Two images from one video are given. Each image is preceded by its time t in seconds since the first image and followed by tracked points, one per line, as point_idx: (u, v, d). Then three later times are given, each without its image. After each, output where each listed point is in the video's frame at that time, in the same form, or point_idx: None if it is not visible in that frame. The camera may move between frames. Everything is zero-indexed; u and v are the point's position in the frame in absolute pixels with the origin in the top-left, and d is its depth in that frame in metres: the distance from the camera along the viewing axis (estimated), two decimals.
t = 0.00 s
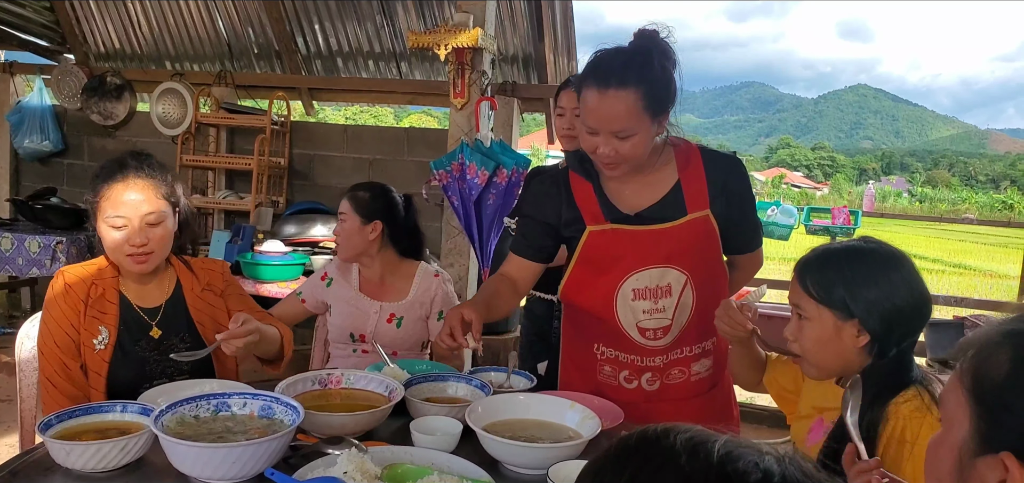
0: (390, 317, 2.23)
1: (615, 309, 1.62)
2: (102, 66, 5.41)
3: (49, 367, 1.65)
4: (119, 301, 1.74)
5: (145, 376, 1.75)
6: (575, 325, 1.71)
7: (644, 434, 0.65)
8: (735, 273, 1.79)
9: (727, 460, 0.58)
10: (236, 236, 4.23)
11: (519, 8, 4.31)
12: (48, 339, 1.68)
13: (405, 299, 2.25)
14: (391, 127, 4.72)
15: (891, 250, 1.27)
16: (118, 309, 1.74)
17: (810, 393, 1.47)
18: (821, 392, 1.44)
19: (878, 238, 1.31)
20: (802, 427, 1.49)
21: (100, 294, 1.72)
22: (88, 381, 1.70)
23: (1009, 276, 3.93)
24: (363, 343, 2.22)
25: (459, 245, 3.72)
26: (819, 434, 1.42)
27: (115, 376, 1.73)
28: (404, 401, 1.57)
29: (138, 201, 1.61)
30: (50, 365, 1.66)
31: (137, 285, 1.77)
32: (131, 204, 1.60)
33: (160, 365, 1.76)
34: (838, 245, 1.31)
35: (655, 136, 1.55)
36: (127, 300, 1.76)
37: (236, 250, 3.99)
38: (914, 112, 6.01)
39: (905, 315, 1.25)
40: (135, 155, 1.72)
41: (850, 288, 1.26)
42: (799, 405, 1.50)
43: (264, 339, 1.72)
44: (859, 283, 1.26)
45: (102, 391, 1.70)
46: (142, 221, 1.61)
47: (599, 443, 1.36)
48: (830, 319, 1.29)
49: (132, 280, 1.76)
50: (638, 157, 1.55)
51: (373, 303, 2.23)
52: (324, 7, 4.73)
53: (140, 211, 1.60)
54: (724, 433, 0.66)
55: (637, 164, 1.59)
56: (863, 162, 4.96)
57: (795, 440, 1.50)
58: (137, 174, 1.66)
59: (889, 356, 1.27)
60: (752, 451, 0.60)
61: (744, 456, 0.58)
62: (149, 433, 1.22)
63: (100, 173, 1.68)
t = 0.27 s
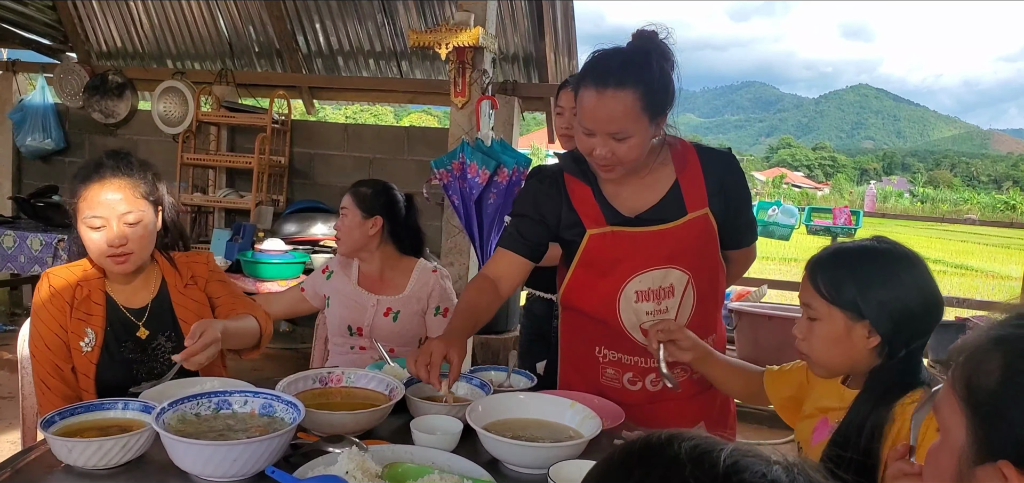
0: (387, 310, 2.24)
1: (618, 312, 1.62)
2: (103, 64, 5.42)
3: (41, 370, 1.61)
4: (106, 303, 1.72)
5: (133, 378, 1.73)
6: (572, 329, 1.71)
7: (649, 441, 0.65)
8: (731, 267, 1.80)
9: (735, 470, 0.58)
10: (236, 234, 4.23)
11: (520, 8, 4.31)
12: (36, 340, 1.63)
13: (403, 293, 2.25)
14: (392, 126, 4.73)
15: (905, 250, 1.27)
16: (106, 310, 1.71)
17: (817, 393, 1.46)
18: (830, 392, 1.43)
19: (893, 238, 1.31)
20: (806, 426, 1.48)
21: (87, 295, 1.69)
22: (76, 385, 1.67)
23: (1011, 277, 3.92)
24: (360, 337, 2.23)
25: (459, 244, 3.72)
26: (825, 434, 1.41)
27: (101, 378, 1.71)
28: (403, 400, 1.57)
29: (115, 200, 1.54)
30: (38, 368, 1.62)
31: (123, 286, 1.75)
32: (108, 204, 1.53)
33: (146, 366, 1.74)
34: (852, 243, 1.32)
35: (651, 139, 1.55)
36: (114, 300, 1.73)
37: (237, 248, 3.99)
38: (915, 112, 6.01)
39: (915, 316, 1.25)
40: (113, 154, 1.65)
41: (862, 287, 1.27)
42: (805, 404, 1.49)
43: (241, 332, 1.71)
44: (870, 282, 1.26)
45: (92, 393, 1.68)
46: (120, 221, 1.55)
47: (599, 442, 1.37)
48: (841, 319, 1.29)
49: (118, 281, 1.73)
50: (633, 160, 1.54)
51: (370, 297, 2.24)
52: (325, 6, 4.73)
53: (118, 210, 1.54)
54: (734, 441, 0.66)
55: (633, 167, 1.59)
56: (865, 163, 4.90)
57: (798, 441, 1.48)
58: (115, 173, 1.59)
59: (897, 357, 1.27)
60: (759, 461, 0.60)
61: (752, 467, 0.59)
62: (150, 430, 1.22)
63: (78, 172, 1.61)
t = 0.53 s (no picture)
0: (389, 308, 2.24)
1: (624, 315, 1.63)
2: (109, 61, 5.44)
3: (35, 371, 1.64)
4: (97, 303, 1.71)
5: (124, 378, 1.74)
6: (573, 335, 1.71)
7: (658, 445, 0.66)
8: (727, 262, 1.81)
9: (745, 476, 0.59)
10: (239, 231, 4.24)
11: (524, 7, 4.31)
12: (30, 341, 1.65)
13: (405, 291, 2.26)
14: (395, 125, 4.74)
15: (918, 252, 1.28)
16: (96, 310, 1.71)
17: (820, 396, 1.47)
18: (834, 395, 1.44)
19: (905, 240, 1.32)
20: (811, 429, 1.48)
21: (76, 297, 1.68)
22: (71, 384, 1.69)
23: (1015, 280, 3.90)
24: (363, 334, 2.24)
25: (462, 243, 3.73)
26: (832, 436, 1.41)
27: (94, 377, 1.72)
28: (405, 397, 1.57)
29: (100, 201, 1.54)
30: (33, 369, 1.64)
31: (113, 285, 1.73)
32: (93, 205, 1.54)
33: (137, 366, 1.75)
34: (864, 244, 1.32)
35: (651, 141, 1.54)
36: (105, 300, 1.73)
37: (240, 245, 4.01)
38: (919, 114, 6.00)
39: (925, 317, 1.25)
40: (97, 154, 1.65)
41: (873, 287, 1.27)
42: (808, 408, 1.50)
43: (223, 335, 1.68)
44: (880, 283, 1.27)
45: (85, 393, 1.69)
46: (105, 222, 1.54)
47: (602, 441, 1.37)
48: (851, 320, 1.29)
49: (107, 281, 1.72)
50: (634, 163, 1.54)
51: (373, 295, 2.24)
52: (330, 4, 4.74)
53: (103, 211, 1.54)
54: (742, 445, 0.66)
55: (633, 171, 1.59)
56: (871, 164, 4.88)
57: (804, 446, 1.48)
58: (100, 173, 1.59)
59: (906, 359, 1.28)
60: (772, 463, 0.60)
61: (764, 470, 0.59)
62: (155, 425, 1.23)
63: (62, 173, 1.62)
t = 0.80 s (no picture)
0: (396, 305, 2.25)
1: (630, 316, 1.63)
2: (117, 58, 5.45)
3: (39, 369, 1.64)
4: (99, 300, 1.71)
5: (128, 374, 1.76)
6: (579, 335, 1.71)
7: (663, 441, 0.66)
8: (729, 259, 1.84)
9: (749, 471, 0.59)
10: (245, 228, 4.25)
11: (531, 5, 4.31)
12: (34, 338, 1.65)
13: (412, 288, 2.26)
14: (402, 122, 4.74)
15: (926, 251, 1.27)
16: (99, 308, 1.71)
17: (826, 396, 1.46)
18: (840, 394, 1.43)
19: (913, 239, 1.31)
20: (817, 429, 1.47)
21: (79, 295, 1.68)
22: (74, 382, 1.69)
23: None
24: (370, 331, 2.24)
25: (467, 241, 3.73)
26: (839, 436, 1.40)
27: (97, 374, 1.73)
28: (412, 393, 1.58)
29: (98, 198, 1.55)
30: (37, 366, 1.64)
31: (115, 282, 1.74)
32: (92, 201, 1.54)
33: (139, 361, 1.77)
34: (870, 244, 1.32)
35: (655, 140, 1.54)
36: (107, 297, 1.73)
37: (246, 242, 4.02)
38: (928, 114, 5.96)
39: (933, 316, 1.24)
40: (95, 150, 1.65)
41: (880, 286, 1.27)
42: (813, 408, 1.49)
43: (221, 336, 1.69)
44: (887, 282, 1.26)
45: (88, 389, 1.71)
46: (103, 219, 1.55)
47: (608, 439, 1.37)
48: (858, 319, 1.29)
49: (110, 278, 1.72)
50: (638, 161, 1.54)
51: (380, 292, 2.25)
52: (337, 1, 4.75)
53: (102, 208, 1.54)
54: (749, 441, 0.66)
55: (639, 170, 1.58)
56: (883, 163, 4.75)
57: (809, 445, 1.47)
58: (98, 170, 1.59)
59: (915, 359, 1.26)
60: (777, 458, 0.61)
61: (769, 466, 0.59)
62: (163, 419, 1.23)
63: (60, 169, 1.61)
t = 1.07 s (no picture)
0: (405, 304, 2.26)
1: (643, 316, 1.63)
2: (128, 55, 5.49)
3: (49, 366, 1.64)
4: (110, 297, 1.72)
5: (139, 371, 1.77)
6: (591, 335, 1.71)
7: (670, 436, 0.66)
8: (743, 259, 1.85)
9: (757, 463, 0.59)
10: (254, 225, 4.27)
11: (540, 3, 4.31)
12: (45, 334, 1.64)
13: (420, 287, 2.27)
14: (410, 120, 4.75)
15: (939, 251, 1.25)
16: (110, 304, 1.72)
17: (834, 396, 1.46)
18: (847, 394, 1.42)
19: (926, 239, 1.30)
20: (825, 428, 1.47)
21: (91, 291, 1.69)
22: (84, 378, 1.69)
23: None
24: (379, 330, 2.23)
25: (476, 239, 3.73)
26: (846, 435, 1.40)
27: (108, 369, 1.74)
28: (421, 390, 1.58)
29: (112, 194, 1.55)
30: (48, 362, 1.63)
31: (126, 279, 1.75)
32: (105, 197, 1.55)
33: (149, 358, 1.79)
34: (882, 243, 1.31)
35: (649, 130, 1.54)
36: (118, 294, 1.74)
37: (255, 239, 4.04)
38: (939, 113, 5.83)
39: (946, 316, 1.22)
40: (109, 146, 1.66)
41: (890, 285, 1.26)
42: (822, 408, 1.48)
43: (230, 334, 1.69)
44: (898, 281, 1.25)
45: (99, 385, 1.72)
46: (116, 215, 1.56)
47: (616, 437, 1.37)
48: (866, 317, 1.29)
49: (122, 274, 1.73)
50: (627, 151, 1.54)
51: (389, 291, 2.26)
52: None
53: (115, 204, 1.55)
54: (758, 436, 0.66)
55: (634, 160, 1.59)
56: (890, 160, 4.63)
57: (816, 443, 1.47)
58: (111, 166, 1.60)
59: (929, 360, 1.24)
60: (785, 453, 0.60)
61: (775, 459, 0.59)
62: (173, 415, 1.24)
63: (76, 167, 1.62)
